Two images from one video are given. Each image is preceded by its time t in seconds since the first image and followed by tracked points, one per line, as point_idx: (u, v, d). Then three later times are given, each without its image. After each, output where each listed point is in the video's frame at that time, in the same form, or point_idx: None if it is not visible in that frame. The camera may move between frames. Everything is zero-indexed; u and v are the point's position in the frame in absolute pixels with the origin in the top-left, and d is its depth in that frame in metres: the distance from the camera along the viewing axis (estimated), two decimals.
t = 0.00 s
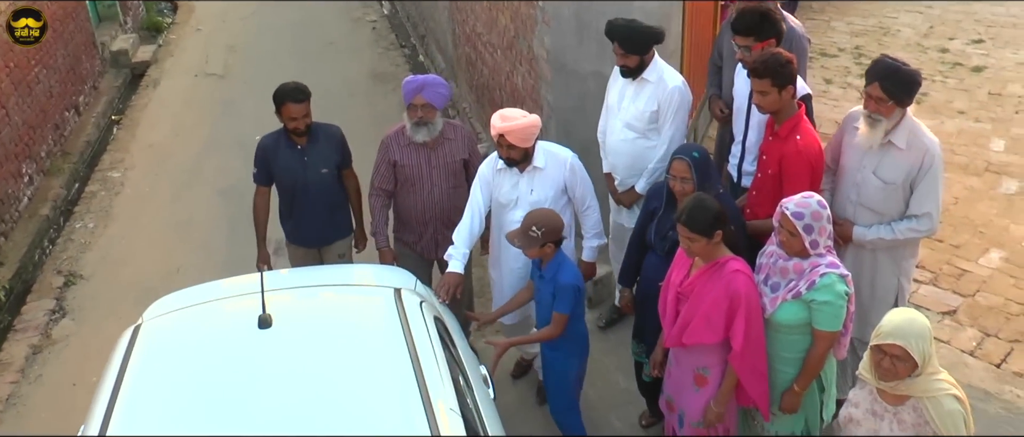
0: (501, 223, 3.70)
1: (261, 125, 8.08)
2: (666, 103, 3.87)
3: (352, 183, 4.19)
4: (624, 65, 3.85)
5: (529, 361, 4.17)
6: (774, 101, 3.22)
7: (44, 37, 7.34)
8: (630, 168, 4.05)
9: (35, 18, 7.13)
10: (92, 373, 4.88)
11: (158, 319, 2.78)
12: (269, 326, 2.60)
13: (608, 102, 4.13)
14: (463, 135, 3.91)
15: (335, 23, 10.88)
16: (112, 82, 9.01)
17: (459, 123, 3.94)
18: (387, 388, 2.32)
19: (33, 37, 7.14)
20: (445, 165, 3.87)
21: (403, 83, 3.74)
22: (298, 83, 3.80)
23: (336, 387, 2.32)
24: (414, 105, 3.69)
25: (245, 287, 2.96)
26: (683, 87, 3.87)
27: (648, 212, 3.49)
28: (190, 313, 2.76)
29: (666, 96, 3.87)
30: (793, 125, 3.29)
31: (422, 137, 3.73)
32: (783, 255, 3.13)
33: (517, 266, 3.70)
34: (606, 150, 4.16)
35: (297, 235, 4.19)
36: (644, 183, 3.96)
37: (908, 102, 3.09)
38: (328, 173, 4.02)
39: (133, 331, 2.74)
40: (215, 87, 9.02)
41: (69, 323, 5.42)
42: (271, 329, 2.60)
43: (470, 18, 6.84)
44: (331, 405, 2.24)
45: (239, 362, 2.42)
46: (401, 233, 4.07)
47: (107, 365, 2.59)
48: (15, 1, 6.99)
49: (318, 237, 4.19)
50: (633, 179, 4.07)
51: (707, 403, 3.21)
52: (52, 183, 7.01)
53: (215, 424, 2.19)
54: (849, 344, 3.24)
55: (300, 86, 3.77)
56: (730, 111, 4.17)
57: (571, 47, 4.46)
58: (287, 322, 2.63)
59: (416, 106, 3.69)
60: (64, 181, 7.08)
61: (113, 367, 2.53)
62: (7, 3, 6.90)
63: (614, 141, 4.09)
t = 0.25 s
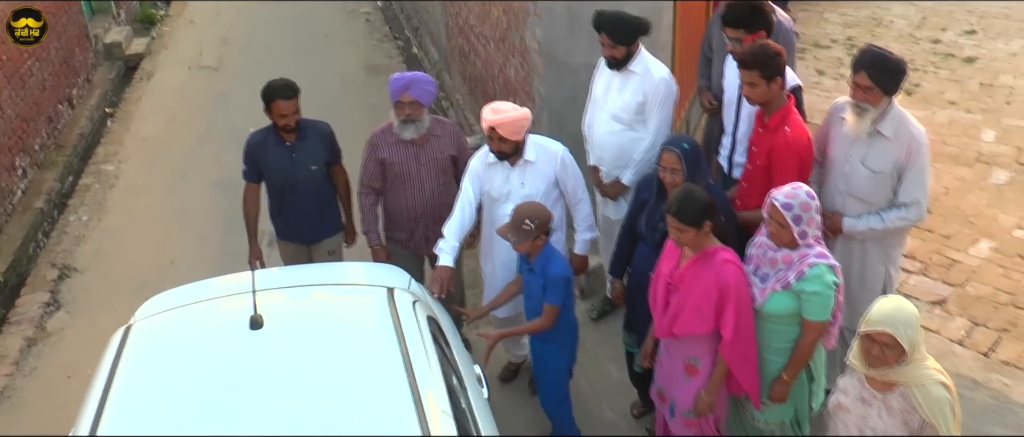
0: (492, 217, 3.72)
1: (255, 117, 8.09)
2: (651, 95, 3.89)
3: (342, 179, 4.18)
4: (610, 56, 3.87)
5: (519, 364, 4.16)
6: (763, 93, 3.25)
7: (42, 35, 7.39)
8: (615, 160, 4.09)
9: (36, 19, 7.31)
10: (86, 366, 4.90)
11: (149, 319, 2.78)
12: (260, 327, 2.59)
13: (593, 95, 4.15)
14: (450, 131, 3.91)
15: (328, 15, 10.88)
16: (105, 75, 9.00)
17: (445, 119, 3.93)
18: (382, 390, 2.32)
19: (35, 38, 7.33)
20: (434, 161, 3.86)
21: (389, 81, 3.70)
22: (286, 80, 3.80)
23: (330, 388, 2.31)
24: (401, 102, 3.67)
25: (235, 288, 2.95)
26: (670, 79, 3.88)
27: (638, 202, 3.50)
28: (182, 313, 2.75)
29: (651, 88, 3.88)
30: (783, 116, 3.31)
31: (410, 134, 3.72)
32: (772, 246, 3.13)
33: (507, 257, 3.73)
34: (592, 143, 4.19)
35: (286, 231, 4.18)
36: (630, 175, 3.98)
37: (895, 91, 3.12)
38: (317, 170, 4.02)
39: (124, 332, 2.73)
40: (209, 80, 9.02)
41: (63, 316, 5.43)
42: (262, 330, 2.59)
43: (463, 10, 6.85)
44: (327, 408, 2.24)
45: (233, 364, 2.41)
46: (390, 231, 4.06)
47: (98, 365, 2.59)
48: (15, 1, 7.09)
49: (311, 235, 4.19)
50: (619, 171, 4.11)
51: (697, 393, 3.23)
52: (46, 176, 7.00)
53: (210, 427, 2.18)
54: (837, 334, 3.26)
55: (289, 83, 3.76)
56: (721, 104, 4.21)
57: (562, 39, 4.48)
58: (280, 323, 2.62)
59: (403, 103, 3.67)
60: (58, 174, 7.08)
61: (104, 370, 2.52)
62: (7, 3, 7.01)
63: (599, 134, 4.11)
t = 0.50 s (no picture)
0: (480, 209, 3.74)
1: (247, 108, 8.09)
2: (634, 84, 3.91)
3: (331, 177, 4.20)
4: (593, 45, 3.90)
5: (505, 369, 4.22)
6: (750, 81, 3.27)
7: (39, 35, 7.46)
8: (599, 148, 4.09)
9: (35, 18, 7.42)
10: (80, 356, 4.92)
11: (139, 318, 2.78)
12: (251, 326, 2.60)
13: (576, 85, 4.17)
14: (433, 124, 3.91)
15: (321, 5, 10.87)
16: (98, 65, 8.99)
17: (428, 113, 3.94)
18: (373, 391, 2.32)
19: (34, 37, 7.43)
20: (417, 155, 3.87)
21: (370, 78, 3.73)
22: (275, 75, 3.79)
23: (319, 389, 2.31)
24: (382, 98, 3.69)
25: (225, 289, 2.96)
26: (653, 68, 3.89)
27: (627, 191, 3.53)
28: (172, 313, 2.76)
29: (635, 76, 3.90)
30: (770, 105, 3.33)
31: (393, 130, 3.74)
32: (759, 234, 3.17)
33: (496, 249, 3.75)
34: (576, 133, 4.20)
35: (274, 228, 4.18)
36: (614, 163, 3.99)
37: (879, 77, 3.15)
38: (305, 166, 4.01)
39: (114, 330, 2.74)
40: (201, 70, 9.01)
41: (57, 306, 5.44)
42: (252, 330, 2.60)
43: None
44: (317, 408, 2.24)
45: (225, 365, 2.41)
46: (375, 227, 4.08)
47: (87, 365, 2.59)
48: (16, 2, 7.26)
49: (299, 232, 4.19)
50: (603, 160, 4.11)
51: (686, 379, 3.25)
52: (39, 167, 7.00)
53: (201, 429, 2.18)
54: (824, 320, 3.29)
55: (276, 78, 3.76)
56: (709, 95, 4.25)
57: (553, 28, 4.54)
58: (271, 323, 2.62)
59: (385, 99, 3.68)
60: (50, 165, 7.07)
61: (92, 372, 2.51)
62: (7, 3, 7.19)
63: (583, 123, 4.13)
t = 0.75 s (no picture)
0: (469, 202, 3.75)
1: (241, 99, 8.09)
2: (621, 75, 3.94)
3: (323, 176, 4.20)
4: (578, 36, 3.91)
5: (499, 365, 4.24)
6: (739, 71, 3.29)
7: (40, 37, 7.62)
8: (586, 140, 4.13)
9: (35, 19, 7.58)
10: (75, 348, 4.94)
11: (130, 317, 2.78)
12: (242, 326, 2.61)
13: (561, 78, 4.20)
14: (418, 117, 3.93)
15: None
16: (90, 57, 8.96)
17: (412, 105, 3.95)
18: (365, 395, 2.33)
19: (34, 37, 7.57)
20: (404, 148, 3.88)
21: (354, 73, 3.73)
22: (266, 71, 3.77)
23: (311, 389, 2.33)
24: (369, 92, 3.69)
25: (217, 287, 2.96)
26: (639, 60, 3.93)
27: (617, 180, 3.54)
28: (164, 312, 2.76)
29: (621, 68, 3.93)
30: (759, 95, 3.35)
31: (378, 123, 3.75)
32: (749, 223, 3.18)
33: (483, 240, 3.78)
34: (562, 126, 4.23)
35: (266, 225, 4.19)
36: (600, 155, 4.05)
37: (865, 65, 3.16)
38: (296, 163, 4.00)
39: (105, 330, 2.74)
40: (195, 62, 9.01)
41: (51, 298, 5.46)
42: (244, 329, 2.60)
43: None
44: (308, 413, 2.24)
45: (216, 367, 2.41)
46: (364, 222, 4.10)
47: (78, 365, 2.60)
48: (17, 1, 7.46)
49: (293, 230, 4.21)
50: (590, 152, 4.15)
51: (675, 367, 3.28)
52: (32, 159, 6.99)
53: (191, 434, 2.19)
54: (813, 307, 3.31)
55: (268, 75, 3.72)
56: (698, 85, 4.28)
57: (544, 18, 4.59)
58: (261, 323, 2.62)
59: (371, 92, 3.69)
60: (43, 156, 7.06)
61: (82, 372, 2.52)
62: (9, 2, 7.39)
63: (569, 116, 4.15)
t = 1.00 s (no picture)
0: (455, 195, 3.77)
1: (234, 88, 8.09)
2: (606, 66, 3.95)
3: (313, 169, 4.19)
4: (562, 26, 3.95)
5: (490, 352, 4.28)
6: (726, 58, 3.30)
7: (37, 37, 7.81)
8: (572, 130, 4.13)
9: (36, 19, 7.80)
10: (69, 337, 4.96)
11: (120, 316, 2.77)
12: (231, 325, 2.59)
13: (546, 69, 4.22)
14: (405, 108, 3.96)
15: None
16: (82, 47, 8.94)
17: (398, 97, 3.98)
18: (352, 395, 2.32)
19: (35, 37, 7.78)
20: (391, 140, 3.90)
21: (339, 63, 3.74)
22: (260, 65, 3.73)
23: (301, 389, 2.32)
24: (354, 83, 3.71)
25: (207, 285, 2.96)
26: (623, 50, 3.94)
27: (606, 168, 3.57)
28: (154, 311, 2.74)
29: (605, 59, 3.94)
30: (746, 82, 3.37)
31: (365, 115, 3.76)
32: (736, 208, 3.19)
33: (472, 232, 3.78)
34: (547, 117, 4.25)
35: (258, 220, 4.19)
36: (587, 146, 4.06)
37: (849, 51, 3.18)
38: (287, 156, 3.99)
39: (94, 328, 2.72)
40: (188, 51, 8.99)
41: (45, 288, 5.47)
42: (233, 328, 2.59)
43: None
44: (295, 414, 2.24)
45: (206, 367, 2.41)
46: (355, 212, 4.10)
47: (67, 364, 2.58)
48: (18, 2, 7.65)
49: (284, 225, 4.21)
50: (576, 142, 4.16)
51: (664, 352, 3.30)
52: (25, 149, 6.96)
53: None
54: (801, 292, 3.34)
55: (261, 68, 3.70)
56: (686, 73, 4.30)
57: (533, 10, 4.76)
58: (252, 321, 2.62)
59: (356, 85, 3.70)
60: (36, 147, 7.04)
61: (71, 369, 2.52)
62: (10, 3, 7.56)
63: (555, 107, 4.16)
